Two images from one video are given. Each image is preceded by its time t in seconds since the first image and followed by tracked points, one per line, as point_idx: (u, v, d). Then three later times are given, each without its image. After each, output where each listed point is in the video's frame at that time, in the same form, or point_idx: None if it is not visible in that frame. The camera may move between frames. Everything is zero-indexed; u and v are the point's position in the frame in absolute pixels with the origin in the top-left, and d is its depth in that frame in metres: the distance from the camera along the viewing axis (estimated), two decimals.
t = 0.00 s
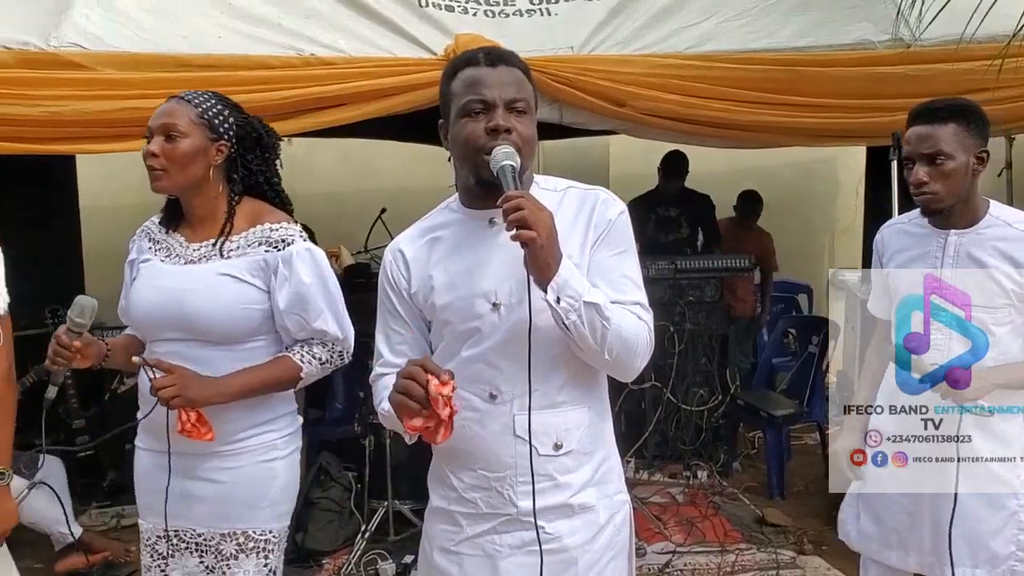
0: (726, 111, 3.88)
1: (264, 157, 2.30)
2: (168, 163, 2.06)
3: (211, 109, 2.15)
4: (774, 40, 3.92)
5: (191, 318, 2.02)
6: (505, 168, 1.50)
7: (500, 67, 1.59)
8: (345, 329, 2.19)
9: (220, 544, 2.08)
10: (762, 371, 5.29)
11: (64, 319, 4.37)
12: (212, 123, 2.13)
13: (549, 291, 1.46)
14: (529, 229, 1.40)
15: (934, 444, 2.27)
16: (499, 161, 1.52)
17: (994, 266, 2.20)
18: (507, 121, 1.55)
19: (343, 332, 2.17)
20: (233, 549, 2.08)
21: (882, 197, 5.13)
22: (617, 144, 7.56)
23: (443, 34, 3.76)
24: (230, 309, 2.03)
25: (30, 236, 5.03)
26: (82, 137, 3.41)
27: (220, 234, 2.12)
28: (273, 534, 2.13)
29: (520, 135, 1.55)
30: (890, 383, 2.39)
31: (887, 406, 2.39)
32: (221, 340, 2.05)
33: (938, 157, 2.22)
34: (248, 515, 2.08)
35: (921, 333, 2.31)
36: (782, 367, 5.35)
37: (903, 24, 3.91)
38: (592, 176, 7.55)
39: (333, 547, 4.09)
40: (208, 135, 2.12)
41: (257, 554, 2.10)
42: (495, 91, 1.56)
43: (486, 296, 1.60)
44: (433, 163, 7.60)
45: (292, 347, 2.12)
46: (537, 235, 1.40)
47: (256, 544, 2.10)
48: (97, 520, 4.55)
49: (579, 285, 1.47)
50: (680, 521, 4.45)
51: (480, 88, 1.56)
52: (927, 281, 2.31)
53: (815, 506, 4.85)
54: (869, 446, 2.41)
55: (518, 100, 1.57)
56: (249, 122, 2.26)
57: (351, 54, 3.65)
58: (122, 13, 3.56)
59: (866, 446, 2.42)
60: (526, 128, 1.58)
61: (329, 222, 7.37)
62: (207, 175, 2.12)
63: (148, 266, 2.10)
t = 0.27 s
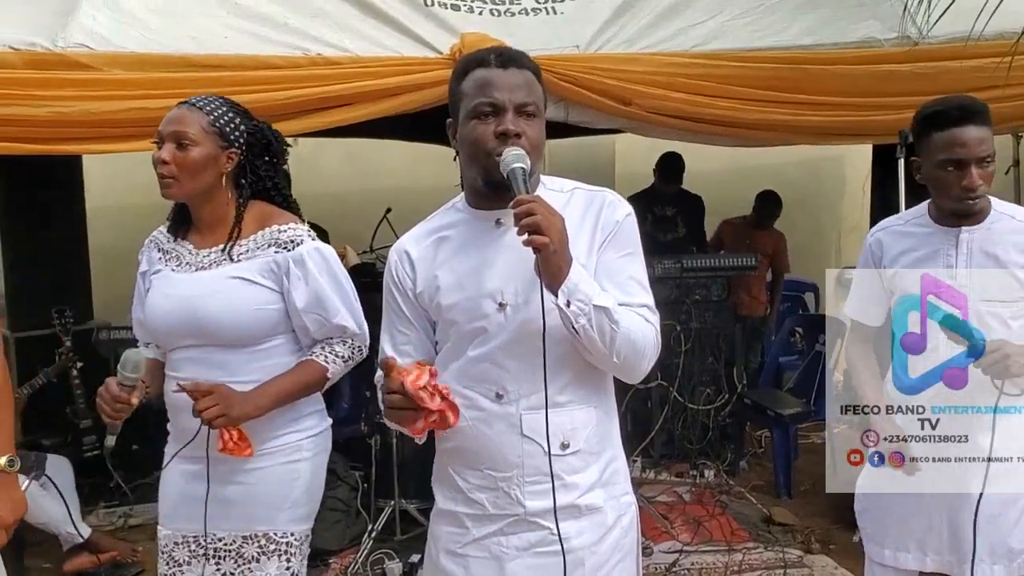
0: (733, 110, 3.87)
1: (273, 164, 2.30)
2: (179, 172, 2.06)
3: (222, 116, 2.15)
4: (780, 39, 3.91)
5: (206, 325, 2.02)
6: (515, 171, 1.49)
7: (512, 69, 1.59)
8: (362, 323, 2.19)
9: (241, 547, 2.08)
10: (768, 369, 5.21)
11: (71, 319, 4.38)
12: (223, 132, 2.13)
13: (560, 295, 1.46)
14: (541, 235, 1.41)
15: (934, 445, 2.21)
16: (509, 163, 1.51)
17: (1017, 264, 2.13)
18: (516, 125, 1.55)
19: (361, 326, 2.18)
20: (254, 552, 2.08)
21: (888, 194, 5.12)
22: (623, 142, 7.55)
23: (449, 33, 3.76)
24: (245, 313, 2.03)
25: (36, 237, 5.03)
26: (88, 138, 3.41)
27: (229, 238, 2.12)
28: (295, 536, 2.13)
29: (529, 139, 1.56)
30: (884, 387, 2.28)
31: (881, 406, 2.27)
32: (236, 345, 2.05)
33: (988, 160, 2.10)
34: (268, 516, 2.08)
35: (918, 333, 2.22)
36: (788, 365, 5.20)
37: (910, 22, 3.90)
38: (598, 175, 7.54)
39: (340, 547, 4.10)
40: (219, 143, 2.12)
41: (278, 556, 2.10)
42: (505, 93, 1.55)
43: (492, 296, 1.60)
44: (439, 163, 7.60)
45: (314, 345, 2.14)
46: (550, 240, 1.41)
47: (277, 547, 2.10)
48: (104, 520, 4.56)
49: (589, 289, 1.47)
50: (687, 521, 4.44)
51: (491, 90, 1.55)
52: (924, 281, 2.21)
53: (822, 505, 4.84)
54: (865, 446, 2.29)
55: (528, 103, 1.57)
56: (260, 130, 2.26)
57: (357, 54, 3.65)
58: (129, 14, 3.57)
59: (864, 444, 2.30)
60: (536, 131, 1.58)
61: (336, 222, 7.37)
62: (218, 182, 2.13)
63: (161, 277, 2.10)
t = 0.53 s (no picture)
0: (741, 109, 3.86)
1: (282, 168, 2.31)
2: (191, 176, 2.06)
3: (233, 120, 2.15)
4: (787, 37, 3.90)
5: (231, 325, 2.04)
6: (530, 167, 1.49)
7: (525, 66, 1.59)
8: (375, 319, 2.26)
9: (266, 544, 2.12)
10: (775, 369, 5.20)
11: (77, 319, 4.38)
12: (235, 136, 2.14)
13: (575, 291, 1.47)
14: (558, 230, 1.41)
15: (930, 444, 2.20)
16: (524, 160, 1.52)
17: None
18: (530, 121, 1.55)
19: (375, 321, 2.24)
20: (280, 548, 2.12)
21: (895, 193, 5.10)
22: (629, 141, 7.54)
23: (455, 32, 3.75)
24: (269, 312, 2.06)
25: (42, 236, 5.04)
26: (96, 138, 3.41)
27: (245, 240, 2.14)
28: (320, 532, 2.16)
29: (541, 134, 1.56)
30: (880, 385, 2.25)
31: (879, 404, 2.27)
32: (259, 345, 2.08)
33: None
34: (295, 514, 2.12)
35: (915, 332, 2.18)
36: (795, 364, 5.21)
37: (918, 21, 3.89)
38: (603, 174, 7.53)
39: (346, 546, 4.15)
40: (230, 147, 2.13)
41: (304, 553, 2.13)
42: (519, 88, 1.55)
43: (502, 296, 1.60)
44: (444, 163, 7.59)
45: (331, 343, 2.18)
46: (567, 236, 1.42)
47: (303, 543, 2.13)
48: (110, 520, 4.56)
49: (604, 286, 1.49)
50: (694, 520, 4.43)
51: (505, 85, 1.55)
52: (919, 280, 2.15)
53: (829, 504, 4.84)
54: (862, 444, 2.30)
55: (542, 100, 1.57)
56: (270, 134, 2.27)
57: (364, 54, 3.65)
58: (135, 13, 3.57)
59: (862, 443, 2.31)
60: (548, 128, 1.59)
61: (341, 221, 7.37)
62: (229, 186, 2.13)
63: (175, 282, 2.09)
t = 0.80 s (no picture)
0: (751, 107, 3.85)
1: (293, 161, 2.31)
2: (204, 165, 2.06)
3: (247, 111, 2.15)
4: (798, 35, 3.89)
5: (254, 314, 2.05)
6: (543, 170, 1.50)
7: (540, 67, 1.59)
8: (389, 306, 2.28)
9: (280, 540, 2.14)
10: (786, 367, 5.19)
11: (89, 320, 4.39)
12: (249, 127, 2.13)
13: (591, 294, 1.48)
14: (574, 233, 1.42)
15: (928, 444, 2.19)
16: (538, 163, 1.52)
17: None
18: (544, 124, 1.55)
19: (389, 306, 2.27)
20: (293, 544, 2.14)
21: (907, 191, 5.08)
22: (638, 140, 7.53)
23: (465, 32, 3.76)
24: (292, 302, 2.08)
25: (54, 238, 5.06)
26: (107, 139, 3.42)
27: (261, 232, 2.14)
28: (330, 527, 2.20)
29: (556, 137, 1.56)
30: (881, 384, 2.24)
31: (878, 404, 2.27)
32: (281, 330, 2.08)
33: None
34: (308, 510, 2.15)
35: (913, 333, 2.12)
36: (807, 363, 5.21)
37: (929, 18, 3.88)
38: (612, 173, 7.53)
39: (358, 547, 4.16)
40: (245, 138, 2.13)
41: (316, 547, 2.17)
42: (534, 91, 1.55)
43: (517, 296, 1.60)
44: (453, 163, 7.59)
45: (350, 326, 2.18)
46: (583, 238, 1.42)
47: (316, 538, 2.16)
48: (123, 520, 4.58)
49: (620, 288, 1.49)
50: (706, 519, 4.42)
51: (520, 87, 1.55)
52: (917, 280, 2.10)
53: (841, 503, 4.84)
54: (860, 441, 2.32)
55: (557, 102, 1.57)
56: (283, 125, 2.26)
57: (374, 54, 3.65)
58: (146, 15, 3.58)
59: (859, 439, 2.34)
60: (563, 130, 1.59)
61: (350, 221, 7.38)
62: (242, 177, 2.14)
63: (190, 272, 2.09)
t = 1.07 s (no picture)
0: (783, 106, 3.83)
1: (331, 168, 2.32)
2: (240, 174, 2.09)
3: (282, 120, 2.17)
4: (830, 34, 3.86)
5: (288, 324, 2.07)
6: (577, 175, 1.50)
7: (576, 72, 1.60)
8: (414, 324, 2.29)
9: (298, 545, 2.13)
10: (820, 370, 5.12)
11: (123, 321, 4.45)
12: (284, 135, 2.16)
13: (627, 298, 1.48)
14: (608, 239, 1.42)
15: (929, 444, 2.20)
16: (571, 168, 1.52)
17: None
18: (579, 132, 1.56)
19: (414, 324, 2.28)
20: (312, 550, 2.13)
21: (942, 190, 5.02)
22: (667, 140, 7.50)
23: (496, 33, 3.76)
24: (326, 315, 2.09)
25: (90, 240, 5.13)
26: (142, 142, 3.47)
27: (301, 243, 2.16)
28: (350, 537, 2.19)
29: (590, 144, 1.57)
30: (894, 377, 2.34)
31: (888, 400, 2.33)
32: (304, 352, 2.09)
33: None
34: (327, 516, 2.14)
35: (910, 332, 2.19)
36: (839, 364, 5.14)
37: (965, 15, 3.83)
38: (642, 174, 7.51)
39: (387, 546, 4.11)
40: (280, 147, 2.15)
41: (335, 554, 2.16)
42: (569, 98, 1.56)
43: (551, 297, 1.60)
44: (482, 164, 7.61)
45: (370, 347, 2.19)
46: (618, 244, 1.43)
47: (336, 546, 2.15)
48: (157, 519, 4.64)
49: (655, 291, 1.49)
50: (736, 522, 4.38)
51: (555, 94, 1.56)
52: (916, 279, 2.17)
53: (874, 507, 4.79)
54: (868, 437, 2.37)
55: (593, 109, 1.58)
56: (318, 132, 2.28)
57: (404, 57, 3.66)
58: (181, 20, 3.62)
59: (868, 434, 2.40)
60: (597, 136, 1.59)
61: (380, 222, 7.42)
62: (279, 186, 2.16)
63: (229, 278, 2.11)
